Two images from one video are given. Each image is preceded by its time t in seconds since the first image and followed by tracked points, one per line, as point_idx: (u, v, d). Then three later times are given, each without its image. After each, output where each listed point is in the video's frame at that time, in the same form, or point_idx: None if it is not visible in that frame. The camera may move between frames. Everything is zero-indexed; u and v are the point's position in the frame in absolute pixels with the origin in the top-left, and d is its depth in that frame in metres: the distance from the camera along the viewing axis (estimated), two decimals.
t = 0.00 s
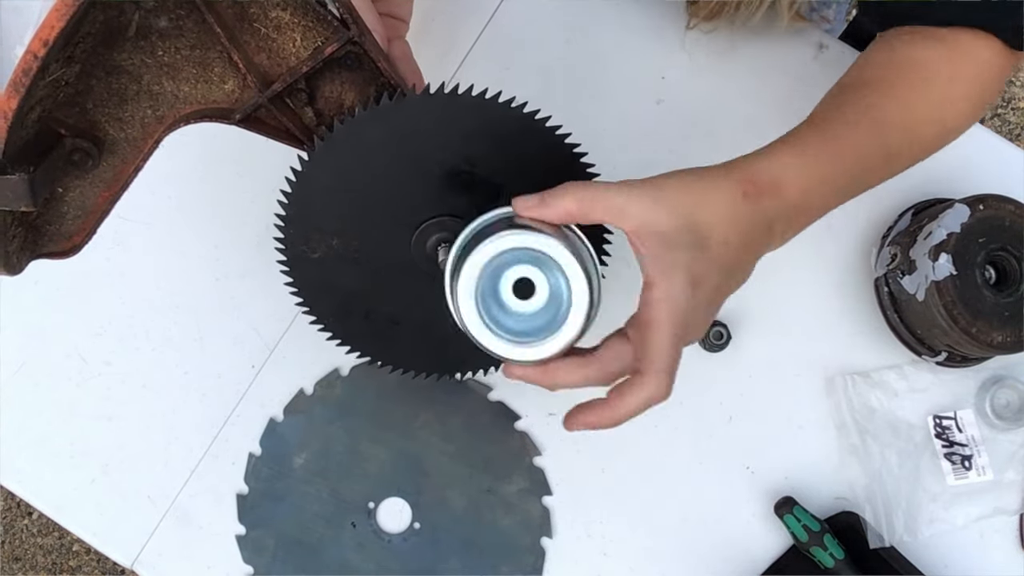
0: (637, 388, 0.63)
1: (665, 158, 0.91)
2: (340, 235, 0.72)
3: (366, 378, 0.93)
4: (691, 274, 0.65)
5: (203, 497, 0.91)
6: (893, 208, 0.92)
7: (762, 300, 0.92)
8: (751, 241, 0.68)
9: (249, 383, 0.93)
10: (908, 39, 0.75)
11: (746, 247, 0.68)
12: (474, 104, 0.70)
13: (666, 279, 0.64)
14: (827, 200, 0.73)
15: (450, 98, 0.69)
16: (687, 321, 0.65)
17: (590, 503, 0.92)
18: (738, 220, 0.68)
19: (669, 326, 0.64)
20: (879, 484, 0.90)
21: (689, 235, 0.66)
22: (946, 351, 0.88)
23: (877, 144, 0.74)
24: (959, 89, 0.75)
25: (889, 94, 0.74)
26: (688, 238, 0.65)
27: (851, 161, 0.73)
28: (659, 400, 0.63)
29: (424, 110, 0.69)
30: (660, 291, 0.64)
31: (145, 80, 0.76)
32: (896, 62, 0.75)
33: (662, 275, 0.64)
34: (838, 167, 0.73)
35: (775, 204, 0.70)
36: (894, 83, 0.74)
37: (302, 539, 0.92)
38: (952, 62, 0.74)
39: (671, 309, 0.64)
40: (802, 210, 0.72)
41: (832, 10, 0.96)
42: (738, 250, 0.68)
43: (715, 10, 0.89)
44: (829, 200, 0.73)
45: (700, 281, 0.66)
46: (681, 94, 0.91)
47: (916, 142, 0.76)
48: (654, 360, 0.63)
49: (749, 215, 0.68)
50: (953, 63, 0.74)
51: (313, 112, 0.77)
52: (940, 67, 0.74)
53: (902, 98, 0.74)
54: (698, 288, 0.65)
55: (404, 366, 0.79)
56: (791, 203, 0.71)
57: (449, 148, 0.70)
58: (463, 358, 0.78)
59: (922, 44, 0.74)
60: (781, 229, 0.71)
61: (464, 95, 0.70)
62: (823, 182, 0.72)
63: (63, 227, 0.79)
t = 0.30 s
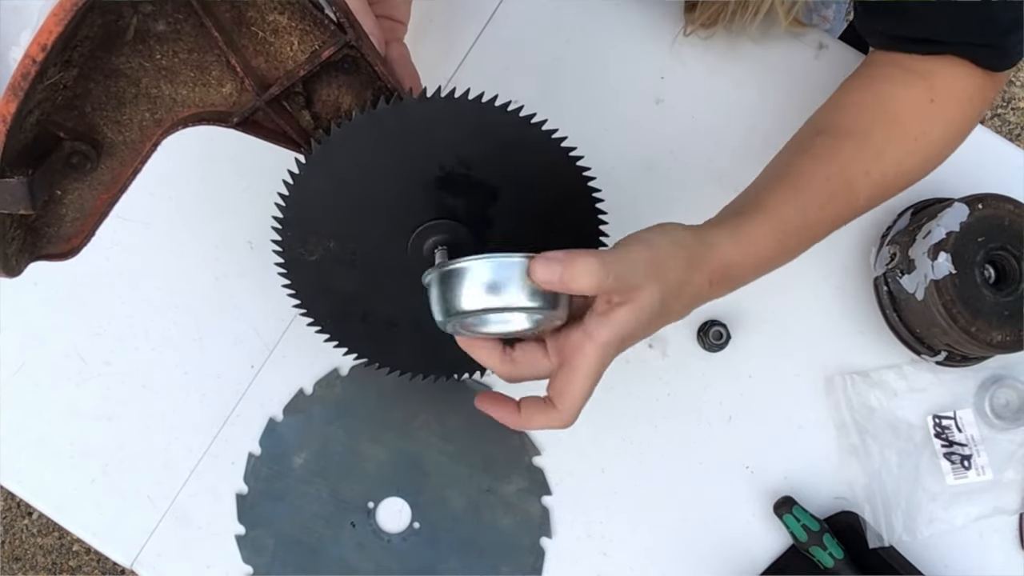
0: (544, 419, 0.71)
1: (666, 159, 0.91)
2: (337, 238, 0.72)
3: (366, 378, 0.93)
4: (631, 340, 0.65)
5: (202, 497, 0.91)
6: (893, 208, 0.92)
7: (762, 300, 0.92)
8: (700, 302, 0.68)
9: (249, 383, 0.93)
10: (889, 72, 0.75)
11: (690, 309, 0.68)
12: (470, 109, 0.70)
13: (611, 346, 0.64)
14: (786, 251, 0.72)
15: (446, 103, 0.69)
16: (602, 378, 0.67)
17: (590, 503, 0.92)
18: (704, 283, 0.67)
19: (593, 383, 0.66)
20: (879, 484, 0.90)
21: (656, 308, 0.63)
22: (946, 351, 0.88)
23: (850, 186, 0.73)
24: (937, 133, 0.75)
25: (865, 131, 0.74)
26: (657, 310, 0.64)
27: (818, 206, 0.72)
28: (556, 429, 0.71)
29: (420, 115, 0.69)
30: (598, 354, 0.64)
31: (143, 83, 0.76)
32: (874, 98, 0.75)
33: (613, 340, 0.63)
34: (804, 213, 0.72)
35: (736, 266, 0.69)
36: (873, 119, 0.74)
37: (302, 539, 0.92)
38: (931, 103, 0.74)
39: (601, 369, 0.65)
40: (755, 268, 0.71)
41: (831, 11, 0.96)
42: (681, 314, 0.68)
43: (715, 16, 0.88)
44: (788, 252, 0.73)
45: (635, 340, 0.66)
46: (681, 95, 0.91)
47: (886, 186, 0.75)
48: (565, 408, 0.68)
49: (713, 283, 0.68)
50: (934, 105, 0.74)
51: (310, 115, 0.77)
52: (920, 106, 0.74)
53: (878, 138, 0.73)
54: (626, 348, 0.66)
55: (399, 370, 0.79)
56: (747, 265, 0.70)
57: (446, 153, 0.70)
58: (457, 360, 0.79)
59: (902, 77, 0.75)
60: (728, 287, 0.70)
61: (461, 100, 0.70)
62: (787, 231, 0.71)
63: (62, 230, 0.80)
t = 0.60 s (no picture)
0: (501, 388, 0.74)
1: (665, 159, 0.91)
2: (338, 240, 0.73)
3: (365, 378, 0.93)
4: (581, 319, 0.69)
5: (202, 497, 0.91)
6: (893, 208, 0.92)
7: (762, 299, 0.92)
8: (657, 292, 0.72)
9: (249, 383, 0.93)
10: (884, 82, 0.76)
11: (647, 298, 0.72)
12: (470, 108, 0.69)
13: (561, 322, 0.68)
14: (759, 253, 0.74)
15: (445, 103, 0.68)
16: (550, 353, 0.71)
17: (590, 503, 0.92)
18: (660, 272, 0.71)
19: (541, 357, 0.71)
20: (879, 484, 0.90)
21: (608, 289, 0.68)
22: (946, 351, 0.88)
23: (832, 192, 0.74)
24: (928, 142, 0.75)
25: (851, 139, 0.75)
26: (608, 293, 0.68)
27: (797, 211, 0.74)
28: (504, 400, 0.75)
29: (420, 115, 0.68)
30: (545, 328, 0.68)
31: (144, 84, 0.76)
32: (865, 107, 0.76)
33: (561, 317, 0.68)
34: (780, 217, 0.74)
35: (698, 263, 0.72)
36: (861, 128, 0.75)
37: (302, 539, 0.92)
38: (921, 112, 0.74)
39: (548, 344, 0.70)
40: (721, 266, 0.73)
41: (831, 11, 0.95)
42: (635, 302, 0.72)
43: (714, 17, 0.88)
44: (760, 255, 0.75)
45: (586, 321, 0.70)
46: (680, 95, 0.91)
47: (874, 194, 0.76)
48: (512, 379, 0.72)
49: (672, 275, 0.72)
50: (924, 114, 0.74)
51: (311, 116, 0.77)
52: (909, 115, 0.74)
53: (863, 145, 0.74)
54: (575, 329, 0.70)
55: (397, 366, 0.81)
56: (713, 262, 0.73)
57: (445, 154, 0.70)
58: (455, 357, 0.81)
59: (895, 87, 0.75)
60: (689, 283, 0.73)
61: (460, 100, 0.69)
62: (760, 234, 0.74)
63: (63, 230, 0.80)
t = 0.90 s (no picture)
0: (565, 425, 0.72)
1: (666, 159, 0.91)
2: (338, 238, 0.72)
3: (365, 378, 0.93)
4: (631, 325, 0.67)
5: (202, 497, 0.91)
6: (893, 208, 0.92)
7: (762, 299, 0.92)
8: (688, 283, 0.71)
9: (249, 383, 0.93)
10: (877, 72, 0.76)
11: (682, 292, 0.71)
12: (470, 105, 0.69)
13: (615, 335, 0.66)
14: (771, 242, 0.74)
15: (445, 100, 0.68)
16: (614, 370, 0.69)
17: (590, 503, 0.92)
18: (687, 264, 0.70)
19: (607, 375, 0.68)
20: (879, 484, 0.90)
21: (647, 288, 0.66)
22: (946, 351, 0.88)
23: (832, 178, 0.75)
24: (923, 132, 0.76)
25: (850, 129, 0.75)
26: (649, 295, 0.67)
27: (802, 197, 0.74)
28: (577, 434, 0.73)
29: (421, 112, 0.68)
30: (603, 345, 0.66)
31: (143, 82, 0.76)
32: (860, 97, 0.76)
33: (614, 330, 0.66)
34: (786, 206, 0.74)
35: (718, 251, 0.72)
36: (857, 117, 0.75)
37: (302, 539, 0.92)
38: (917, 102, 0.75)
39: (610, 359, 0.67)
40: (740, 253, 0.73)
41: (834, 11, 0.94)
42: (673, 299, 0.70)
43: (714, 17, 0.88)
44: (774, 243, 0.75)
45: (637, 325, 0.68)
46: (681, 95, 0.91)
47: (872, 181, 0.76)
48: (585, 397, 0.69)
49: (697, 265, 0.71)
50: (921, 104, 0.75)
51: (310, 114, 0.77)
52: (906, 105, 0.75)
53: (860, 134, 0.75)
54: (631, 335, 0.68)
55: (396, 366, 0.80)
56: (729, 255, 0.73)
57: (446, 151, 0.70)
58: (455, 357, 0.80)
59: (889, 77, 0.75)
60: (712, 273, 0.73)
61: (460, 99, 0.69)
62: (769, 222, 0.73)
63: (62, 229, 0.80)
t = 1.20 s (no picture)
0: (593, 291, 0.65)
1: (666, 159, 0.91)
2: (337, 240, 0.72)
3: (365, 378, 0.93)
4: (628, 211, 0.69)
5: (202, 497, 0.91)
6: (893, 208, 0.92)
7: (762, 299, 0.92)
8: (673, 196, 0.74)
9: (249, 383, 0.93)
10: (867, 51, 0.80)
11: (670, 200, 0.73)
12: (470, 108, 0.71)
13: (608, 208, 0.68)
14: (768, 187, 0.78)
15: (444, 102, 0.71)
16: (627, 246, 0.68)
17: (590, 503, 0.91)
18: (655, 173, 0.74)
19: (617, 245, 0.67)
20: (879, 485, 0.90)
21: (618, 180, 0.71)
22: (946, 351, 0.88)
23: (820, 140, 0.79)
24: (917, 103, 0.79)
25: (839, 96, 0.79)
26: (618, 183, 0.70)
27: (792, 151, 0.78)
28: (613, 301, 0.66)
29: (419, 114, 0.70)
30: (604, 220, 0.67)
31: (142, 84, 0.76)
32: (851, 69, 0.80)
33: (606, 208, 0.68)
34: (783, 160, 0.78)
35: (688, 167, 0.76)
36: (844, 85, 0.80)
37: (302, 539, 0.92)
38: (909, 75, 0.78)
39: (613, 227, 0.68)
40: (722, 178, 0.77)
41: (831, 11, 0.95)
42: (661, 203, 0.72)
43: (716, 22, 0.88)
44: (777, 192, 0.79)
45: (635, 218, 0.70)
46: (681, 94, 0.91)
47: (864, 148, 0.80)
48: (603, 257, 0.66)
49: (667, 173, 0.75)
50: (911, 77, 0.78)
51: (310, 116, 0.77)
52: (895, 76, 0.79)
53: (846, 102, 0.79)
54: (632, 220, 0.69)
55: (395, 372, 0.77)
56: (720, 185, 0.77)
57: (445, 152, 0.71)
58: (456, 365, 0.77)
59: (876, 53, 0.80)
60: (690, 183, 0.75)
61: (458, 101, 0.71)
62: (763, 169, 0.78)
63: (62, 230, 0.79)
